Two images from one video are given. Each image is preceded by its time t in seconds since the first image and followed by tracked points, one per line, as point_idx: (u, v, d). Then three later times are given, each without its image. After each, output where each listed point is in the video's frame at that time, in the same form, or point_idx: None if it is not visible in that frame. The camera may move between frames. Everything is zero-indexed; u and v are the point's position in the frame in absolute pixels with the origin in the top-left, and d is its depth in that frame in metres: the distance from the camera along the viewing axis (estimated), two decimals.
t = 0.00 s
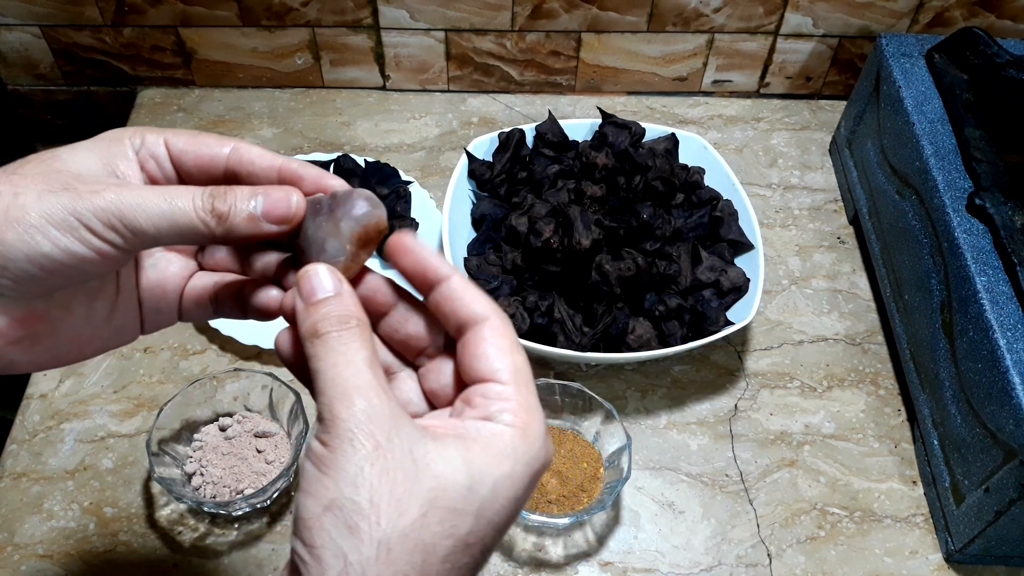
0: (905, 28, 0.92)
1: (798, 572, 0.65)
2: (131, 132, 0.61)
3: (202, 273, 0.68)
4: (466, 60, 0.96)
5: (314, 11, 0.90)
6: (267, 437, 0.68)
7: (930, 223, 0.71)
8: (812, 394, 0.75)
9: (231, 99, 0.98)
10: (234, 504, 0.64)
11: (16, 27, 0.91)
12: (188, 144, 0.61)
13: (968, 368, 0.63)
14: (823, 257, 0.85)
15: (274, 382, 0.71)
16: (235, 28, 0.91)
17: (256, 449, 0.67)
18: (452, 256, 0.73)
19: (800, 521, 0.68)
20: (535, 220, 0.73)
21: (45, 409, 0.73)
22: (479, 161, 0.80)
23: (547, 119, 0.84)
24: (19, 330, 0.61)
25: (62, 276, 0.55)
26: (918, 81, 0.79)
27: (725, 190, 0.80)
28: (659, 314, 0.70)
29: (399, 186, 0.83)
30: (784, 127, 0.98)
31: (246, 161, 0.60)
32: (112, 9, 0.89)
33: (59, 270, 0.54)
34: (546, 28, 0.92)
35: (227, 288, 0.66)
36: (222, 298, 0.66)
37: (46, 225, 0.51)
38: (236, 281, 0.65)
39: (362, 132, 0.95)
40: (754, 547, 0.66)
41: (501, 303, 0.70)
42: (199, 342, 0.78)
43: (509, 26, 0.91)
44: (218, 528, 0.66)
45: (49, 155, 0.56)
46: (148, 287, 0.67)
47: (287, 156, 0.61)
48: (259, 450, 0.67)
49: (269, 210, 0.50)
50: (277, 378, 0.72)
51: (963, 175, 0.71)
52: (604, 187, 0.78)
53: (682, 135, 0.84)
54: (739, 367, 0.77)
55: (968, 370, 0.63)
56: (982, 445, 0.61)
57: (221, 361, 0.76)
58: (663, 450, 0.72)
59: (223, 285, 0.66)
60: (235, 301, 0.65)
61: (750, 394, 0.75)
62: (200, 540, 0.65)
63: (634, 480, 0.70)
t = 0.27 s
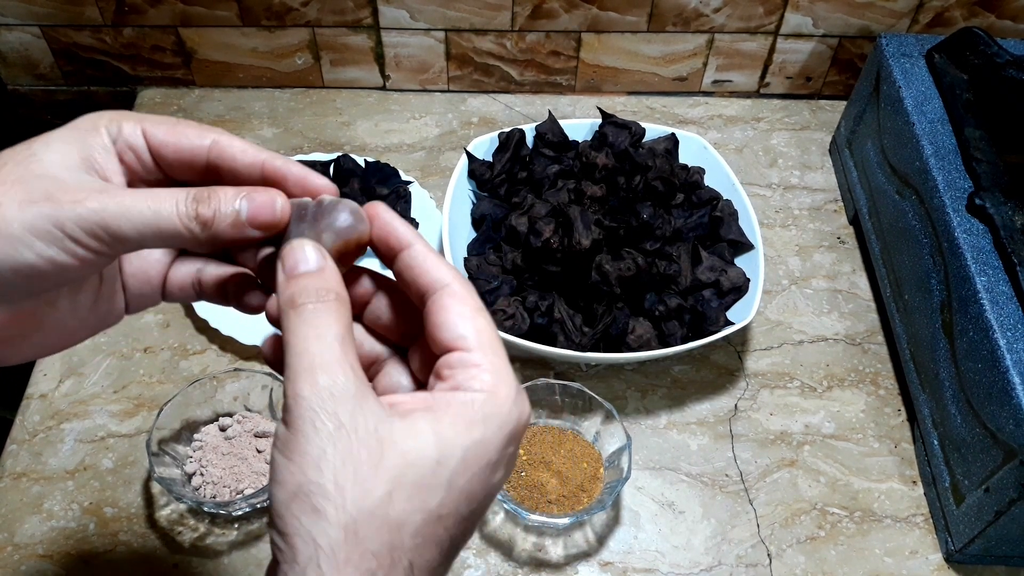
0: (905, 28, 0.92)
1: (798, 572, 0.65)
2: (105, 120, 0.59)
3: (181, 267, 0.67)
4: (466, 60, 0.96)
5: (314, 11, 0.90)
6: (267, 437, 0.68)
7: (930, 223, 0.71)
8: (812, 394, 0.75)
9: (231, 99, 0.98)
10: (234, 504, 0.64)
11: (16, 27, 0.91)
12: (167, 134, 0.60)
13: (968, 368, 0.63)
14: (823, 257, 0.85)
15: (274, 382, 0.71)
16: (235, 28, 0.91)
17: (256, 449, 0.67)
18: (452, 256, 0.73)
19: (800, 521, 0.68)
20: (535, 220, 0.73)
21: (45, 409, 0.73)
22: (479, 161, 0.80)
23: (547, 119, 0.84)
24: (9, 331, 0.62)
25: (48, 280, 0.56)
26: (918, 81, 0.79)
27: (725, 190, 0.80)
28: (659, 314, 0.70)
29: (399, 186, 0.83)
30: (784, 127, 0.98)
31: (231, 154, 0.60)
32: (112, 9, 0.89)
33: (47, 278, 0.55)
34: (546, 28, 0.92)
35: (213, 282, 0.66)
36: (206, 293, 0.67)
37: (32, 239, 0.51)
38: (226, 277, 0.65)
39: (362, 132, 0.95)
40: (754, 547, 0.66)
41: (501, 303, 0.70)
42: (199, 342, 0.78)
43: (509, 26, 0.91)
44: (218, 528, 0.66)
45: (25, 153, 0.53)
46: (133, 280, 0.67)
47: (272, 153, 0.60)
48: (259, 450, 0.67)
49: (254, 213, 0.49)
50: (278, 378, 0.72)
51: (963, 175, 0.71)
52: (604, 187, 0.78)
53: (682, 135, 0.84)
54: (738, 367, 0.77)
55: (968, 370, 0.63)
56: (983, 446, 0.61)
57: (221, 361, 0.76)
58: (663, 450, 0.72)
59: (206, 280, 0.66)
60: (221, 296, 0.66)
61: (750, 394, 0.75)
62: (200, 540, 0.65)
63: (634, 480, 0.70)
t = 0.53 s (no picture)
0: (905, 28, 0.92)
1: (798, 572, 0.65)
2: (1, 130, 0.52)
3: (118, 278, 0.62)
4: (466, 60, 0.96)
5: (314, 11, 0.90)
6: (267, 437, 0.68)
7: (930, 223, 0.71)
8: (812, 394, 0.75)
9: (231, 99, 0.98)
10: (234, 504, 0.64)
11: (16, 27, 0.91)
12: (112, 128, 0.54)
13: (968, 368, 0.63)
14: (823, 257, 0.85)
15: (274, 382, 0.71)
16: (235, 28, 0.91)
17: (256, 449, 0.67)
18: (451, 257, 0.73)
19: (799, 521, 0.68)
20: (535, 220, 0.73)
21: (45, 409, 0.72)
22: (479, 161, 0.80)
23: (547, 119, 0.84)
24: None
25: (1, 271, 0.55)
26: (918, 81, 0.79)
27: (725, 190, 0.81)
28: (660, 314, 0.70)
29: (399, 185, 0.83)
30: (784, 127, 0.98)
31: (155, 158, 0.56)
32: (112, 9, 0.89)
33: None
34: (546, 28, 0.92)
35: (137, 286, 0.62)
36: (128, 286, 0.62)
37: None
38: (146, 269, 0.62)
39: (362, 132, 0.95)
40: (754, 547, 0.66)
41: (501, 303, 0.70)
42: (199, 342, 0.78)
43: (509, 26, 0.91)
44: (218, 528, 0.66)
45: None
46: (58, 295, 0.59)
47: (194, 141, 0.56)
48: (259, 450, 0.67)
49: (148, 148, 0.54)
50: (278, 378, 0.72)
51: (963, 175, 0.71)
52: (604, 187, 0.78)
53: (682, 135, 0.84)
54: (739, 367, 0.77)
55: (968, 370, 0.63)
56: (982, 445, 0.61)
57: (221, 361, 0.76)
58: (663, 451, 0.72)
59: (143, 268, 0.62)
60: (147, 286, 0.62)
61: (750, 394, 0.75)
62: (200, 540, 0.65)
63: (634, 480, 0.70)
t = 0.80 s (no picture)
0: (905, 28, 0.92)
1: (797, 572, 0.65)
2: None
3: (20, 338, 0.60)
4: (466, 60, 0.96)
5: (314, 11, 0.90)
6: (267, 437, 0.68)
7: (930, 223, 0.71)
8: (812, 394, 0.75)
9: (231, 99, 0.98)
10: (234, 504, 0.64)
11: (16, 27, 0.91)
12: None
13: (968, 368, 0.63)
14: (823, 257, 0.85)
15: (274, 382, 0.70)
16: (235, 28, 0.91)
17: (256, 449, 0.68)
18: (451, 257, 0.73)
19: (799, 521, 0.68)
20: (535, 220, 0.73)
21: (45, 409, 0.72)
22: (479, 161, 0.80)
23: (547, 119, 0.84)
24: None
25: None
26: (918, 81, 0.79)
27: (725, 190, 0.81)
28: (660, 314, 0.70)
29: (399, 186, 0.83)
30: (784, 127, 0.98)
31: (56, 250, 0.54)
32: (112, 9, 0.89)
33: None
34: (546, 29, 0.92)
35: None
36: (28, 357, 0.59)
37: None
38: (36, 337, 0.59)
39: (362, 133, 0.95)
40: (754, 547, 0.66)
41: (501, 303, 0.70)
42: (199, 342, 0.78)
43: (509, 26, 0.91)
44: (217, 528, 0.66)
45: None
46: None
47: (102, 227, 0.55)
48: (260, 450, 0.68)
49: None
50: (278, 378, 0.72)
51: (963, 175, 0.71)
52: (604, 187, 0.78)
53: (682, 135, 0.84)
54: (739, 367, 0.77)
55: (968, 370, 0.63)
56: (982, 445, 0.61)
57: (222, 361, 0.76)
58: (663, 451, 0.72)
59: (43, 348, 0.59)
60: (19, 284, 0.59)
61: (750, 394, 0.75)
62: (200, 540, 0.65)
63: (634, 480, 0.70)
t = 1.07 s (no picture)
0: (905, 28, 0.92)
1: (798, 572, 0.65)
2: None
3: None
4: (466, 60, 0.96)
5: (313, 10, 0.90)
6: (266, 437, 0.68)
7: (930, 223, 0.70)
8: (812, 394, 0.75)
9: (231, 99, 0.98)
10: (234, 505, 0.63)
11: (16, 27, 0.91)
12: None
13: (969, 368, 0.63)
14: (824, 257, 0.85)
15: (274, 382, 0.70)
16: (234, 27, 0.91)
17: (256, 450, 0.67)
18: (451, 257, 0.73)
19: (800, 521, 0.67)
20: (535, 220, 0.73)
21: (44, 409, 0.72)
22: (479, 161, 0.80)
23: (547, 119, 0.84)
24: None
25: None
26: (919, 81, 0.79)
27: (725, 190, 0.80)
28: (660, 315, 0.70)
29: (398, 185, 0.83)
30: (785, 126, 0.97)
31: None
32: (111, 9, 0.89)
33: None
34: (546, 28, 0.92)
35: None
36: None
37: None
38: None
39: (362, 132, 0.95)
40: (755, 547, 0.66)
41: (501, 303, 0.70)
42: (199, 342, 0.77)
43: (509, 25, 0.91)
44: (217, 528, 0.66)
45: None
46: None
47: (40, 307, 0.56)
48: (259, 450, 0.67)
49: None
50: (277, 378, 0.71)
51: (964, 175, 0.71)
52: (604, 187, 0.78)
53: (682, 134, 0.84)
54: (739, 367, 0.76)
55: (969, 370, 0.63)
56: (983, 446, 0.61)
57: (221, 361, 0.76)
58: (663, 451, 0.71)
59: None
60: None
61: (750, 395, 0.75)
62: (200, 541, 0.65)
63: (634, 480, 0.70)
